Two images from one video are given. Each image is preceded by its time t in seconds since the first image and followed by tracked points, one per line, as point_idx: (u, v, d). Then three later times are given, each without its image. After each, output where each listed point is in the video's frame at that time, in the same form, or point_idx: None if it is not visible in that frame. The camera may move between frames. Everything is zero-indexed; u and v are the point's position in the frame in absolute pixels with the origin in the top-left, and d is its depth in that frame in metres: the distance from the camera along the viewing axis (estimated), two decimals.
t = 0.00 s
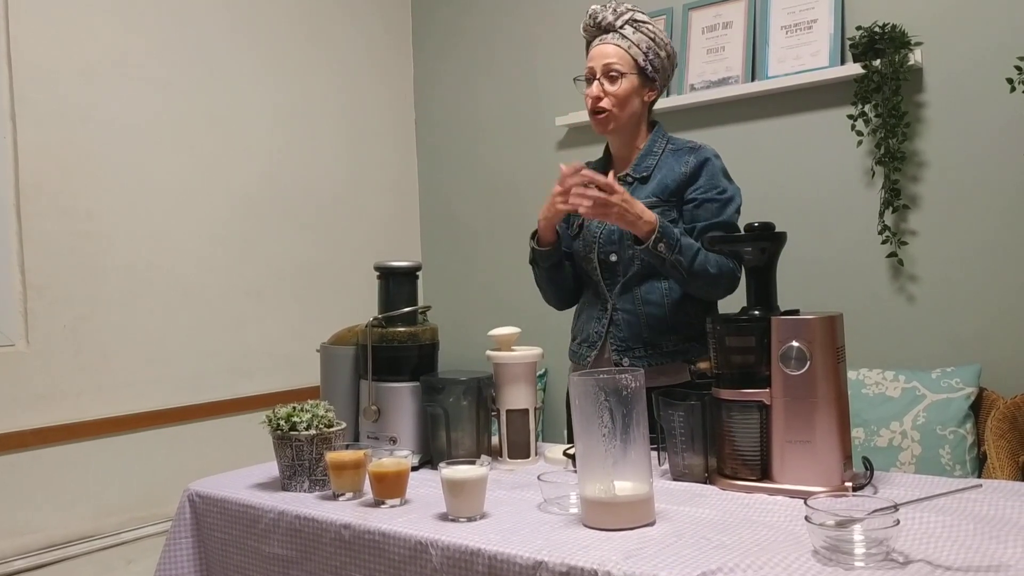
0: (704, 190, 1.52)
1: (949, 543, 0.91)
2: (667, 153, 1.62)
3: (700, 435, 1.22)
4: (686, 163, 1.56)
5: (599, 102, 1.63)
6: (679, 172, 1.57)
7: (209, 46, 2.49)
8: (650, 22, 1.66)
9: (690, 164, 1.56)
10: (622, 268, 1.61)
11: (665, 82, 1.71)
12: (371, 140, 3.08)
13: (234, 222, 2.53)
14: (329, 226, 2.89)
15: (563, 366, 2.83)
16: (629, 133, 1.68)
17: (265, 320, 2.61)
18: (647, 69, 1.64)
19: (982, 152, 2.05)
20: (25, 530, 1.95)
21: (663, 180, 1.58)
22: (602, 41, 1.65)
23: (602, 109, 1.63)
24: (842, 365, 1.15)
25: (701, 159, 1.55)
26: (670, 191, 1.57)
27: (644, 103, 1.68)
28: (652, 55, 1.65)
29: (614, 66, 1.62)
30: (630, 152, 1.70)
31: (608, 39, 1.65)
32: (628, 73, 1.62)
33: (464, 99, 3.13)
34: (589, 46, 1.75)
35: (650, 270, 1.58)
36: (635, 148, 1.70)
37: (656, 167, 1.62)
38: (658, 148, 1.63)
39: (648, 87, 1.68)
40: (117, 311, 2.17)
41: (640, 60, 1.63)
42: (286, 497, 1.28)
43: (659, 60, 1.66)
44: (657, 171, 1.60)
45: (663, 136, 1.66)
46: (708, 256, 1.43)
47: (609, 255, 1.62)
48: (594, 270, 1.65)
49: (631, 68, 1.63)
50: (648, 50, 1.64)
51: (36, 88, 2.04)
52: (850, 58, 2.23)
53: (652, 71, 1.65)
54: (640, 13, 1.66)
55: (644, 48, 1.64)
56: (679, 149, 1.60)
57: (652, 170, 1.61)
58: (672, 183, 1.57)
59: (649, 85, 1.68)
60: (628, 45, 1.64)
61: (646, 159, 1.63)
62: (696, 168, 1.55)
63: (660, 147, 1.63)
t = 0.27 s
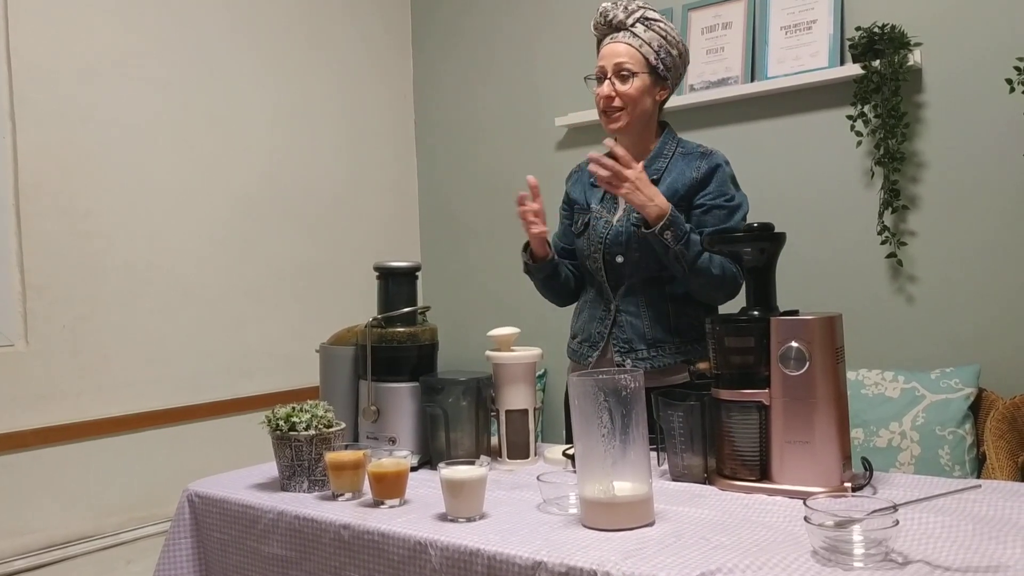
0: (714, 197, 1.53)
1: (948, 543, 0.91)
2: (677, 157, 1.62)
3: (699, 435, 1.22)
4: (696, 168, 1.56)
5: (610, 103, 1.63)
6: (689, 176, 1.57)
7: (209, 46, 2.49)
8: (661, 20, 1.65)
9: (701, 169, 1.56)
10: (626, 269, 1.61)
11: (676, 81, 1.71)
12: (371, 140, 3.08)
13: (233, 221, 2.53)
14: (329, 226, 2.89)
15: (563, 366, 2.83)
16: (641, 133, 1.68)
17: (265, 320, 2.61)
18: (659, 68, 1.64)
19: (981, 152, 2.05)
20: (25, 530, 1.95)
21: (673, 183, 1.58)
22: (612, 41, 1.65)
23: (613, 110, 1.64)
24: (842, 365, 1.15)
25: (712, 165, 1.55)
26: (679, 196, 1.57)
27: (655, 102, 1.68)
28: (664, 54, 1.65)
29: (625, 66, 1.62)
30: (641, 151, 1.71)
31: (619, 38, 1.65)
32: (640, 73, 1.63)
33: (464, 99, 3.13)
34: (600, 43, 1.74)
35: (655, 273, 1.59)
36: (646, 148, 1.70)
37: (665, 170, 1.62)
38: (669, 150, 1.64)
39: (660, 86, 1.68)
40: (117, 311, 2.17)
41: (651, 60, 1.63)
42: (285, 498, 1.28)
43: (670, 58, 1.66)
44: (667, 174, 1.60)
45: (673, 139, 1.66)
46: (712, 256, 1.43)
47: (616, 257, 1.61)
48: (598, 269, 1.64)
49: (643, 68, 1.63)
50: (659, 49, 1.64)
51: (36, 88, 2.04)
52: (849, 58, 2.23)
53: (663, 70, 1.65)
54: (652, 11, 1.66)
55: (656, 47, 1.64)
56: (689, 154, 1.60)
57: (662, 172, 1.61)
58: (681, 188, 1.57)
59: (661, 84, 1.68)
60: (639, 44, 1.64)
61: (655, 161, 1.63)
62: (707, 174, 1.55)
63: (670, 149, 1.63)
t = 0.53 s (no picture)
0: (713, 194, 1.53)
1: (947, 544, 0.91)
2: (673, 155, 1.62)
3: (699, 435, 1.22)
4: (693, 165, 1.56)
5: (605, 102, 1.63)
6: (686, 174, 1.56)
7: (209, 46, 2.49)
8: (652, 20, 1.66)
9: (698, 166, 1.55)
10: (627, 270, 1.61)
11: (669, 81, 1.71)
12: (371, 141, 3.08)
13: (233, 222, 2.53)
14: (329, 227, 2.89)
15: (562, 367, 2.83)
16: (636, 133, 1.68)
17: (264, 320, 2.61)
18: (651, 68, 1.65)
19: (980, 153, 2.05)
20: (24, 530, 1.94)
21: (671, 182, 1.58)
22: (604, 43, 1.66)
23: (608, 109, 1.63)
24: (841, 366, 1.15)
25: (708, 161, 1.55)
26: (678, 194, 1.57)
27: (649, 101, 1.68)
28: (656, 53, 1.65)
29: (618, 66, 1.63)
30: (637, 152, 1.70)
31: (611, 40, 1.65)
32: (633, 72, 1.63)
33: (463, 100, 3.13)
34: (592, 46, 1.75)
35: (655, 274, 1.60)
36: (641, 148, 1.70)
37: (662, 169, 1.62)
38: (665, 149, 1.64)
39: (653, 86, 1.68)
40: (117, 311, 2.17)
41: (644, 59, 1.64)
42: (284, 498, 1.28)
43: (663, 58, 1.67)
44: (664, 173, 1.61)
45: (669, 137, 1.66)
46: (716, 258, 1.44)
47: (616, 257, 1.61)
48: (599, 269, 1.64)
49: (636, 67, 1.63)
50: (652, 49, 1.65)
51: (35, 88, 2.03)
52: (848, 59, 2.23)
53: (656, 70, 1.65)
54: (642, 12, 1.66)
55: (648, 47, 1.65)
56: (686, 151, 1.60)
57: (659, 171, 1.62)
58: (679, 186, 1.56)
59: (654, 84, 1.68)
60: (631, 44, 1.64)
61: (652, 160, 1.63)
62: (704, 171, 1.55)
63: (666, 147, 1.64)
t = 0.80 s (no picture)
0: (706, 188, 1.52)
1: (946, 545, 0.91)
2: (667, 154, 1.61)
3: (699, 436, 1.22)
4: (685, 162, 1.56)
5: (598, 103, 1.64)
6: (679, 171, 1.56)
7: (209, 47, 2.49)
8: (645, 22, 1.66)
9: (690, 163, 1.55)
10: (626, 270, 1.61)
11: (663, 82, 1.71)
12: (370, 141, 3.08)
13: (232, 222, 2.53)
14: (328, 227, 2.89)
15: (561, 367, 2.83)
16: (629, 132, 1.68)
17: (263, 321, 2.61)
18: (644, 69, 1.64)
19: (979, 154, 2.06)
20: (23, 531, 1.94)
21: (663, 179, 1.57)
22: (596, 45, 1.66)
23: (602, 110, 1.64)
24: (841, 367, 1.15)
25: (700, 157, 1.54)
26: (671, 191, 1.56)
27: (642, 102, 1.68)
28: (649, 55, 1.65)
29: (611, 67, 1.63)
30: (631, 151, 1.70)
31: (603, 42, 1.65)
32: (626, 73, 1.63)
33: (463, 100, 3.13)
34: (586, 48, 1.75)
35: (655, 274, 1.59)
36: (636, 148, 1.70)
37: (656, 168, 1.62)
38: (658, 149, 1.63)
39: (646, 87, 1.68)
40: (116, 312, 2.17)
41: (637, 60, 1.64)
42: (283, 499, 1.28)
43: (656, 59, 1.66)
44: (657, 172, 1.60)
45: (662, 136, 1.65)
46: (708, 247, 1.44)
47: (613, 257, 1.61)
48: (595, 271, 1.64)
49: (629, 68, 1.63)
50: (644, 50, 1.65)
51: (34, 88, 2.04)
52: (847, 60, 2.24)
53: (649, 70, 1.65)
54: (635, 15, 1.67)
55: (641, 48, 1.64)
56: (678, 149, 1.60)
57: (653, 170, 1.61)
58: (672, 183, 1.56)
59: (647, 84, 1.68)
60: (624, 45, 1.64)
61: (645, 160, 1.63)
62: (696, 168, 1.54)
63: (659, 147, 1.63)
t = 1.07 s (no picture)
0: (706, 188, 1.51)
1: (946, 545, 0.91)
2: (667, 153, 1.62)
3: (699, 436, 1.22)
4: (685, 162, 1.56)
5: (597, 102, 1.63)
6: (680, 170, 1.56)
7: (208, 47, 2.49)
8: (641, 22, 1.65)
9: (690, 163, 1.55)
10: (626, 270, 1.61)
11: (661, 82, 1.71)
12: (370, 141, 3.08)
13: (232, 222, 2.53)
14: (328, 227, 2.89)
15: (561, 368, 2.83)
16: (627, 131, 1.68)
17: (263, 321, 2.61)
18: (642, 69, 1.65)
19: (980, 155, 2.06)
20: (23, 531, 1.94)
21: (663, 179, 1.58)
22: (593, 46, 1.66)
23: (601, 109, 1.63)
24: (840, 367, 1.15)
25: (700, 156, 1.54)
26: (672, 190, 1.57)
27: (640, 102, 1.68)
28: (647, 54, 1.66)
29: (609, 67, 1.63)
30: (629, 151, 1.71)
31: (600, 43, 1.66)
32: (624, 72, 1.63)
33: (462, 100, 3.13)
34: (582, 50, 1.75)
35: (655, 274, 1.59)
36: (634, 147, 1.70)
37: (656, 168, 1.62)
38: (657, 148, 1.64)
39: (644, 86, 1.69)
40: (115, 312, 2.17)
41: (634, 60, 1.64)
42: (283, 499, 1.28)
43: (653, 59, 1.67)
44: (658, 172, 1.61)
45: (661, 136, 1.66)
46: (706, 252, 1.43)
47: (614, 257, 1.60)
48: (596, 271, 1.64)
49: (627, 68, 1.63)
50: (642, 50, 1.65)
51: (34, 88, 2.03)
52: (847, 60, 2.24)
53: (647, 70, 1.65)
54: (630, 15, 1.66)
55: (638, 48, 1.65)
56: (678, 148, 1.60)
57: (652, 170, 1.62)
58: (673, 182, 1.57)
59: (645, 84, 1.69)
60: (622, 46, 1.64)
61: (645, 160, 1.64)
62: (696, 167, 1.55)
63: (659, 146, 1.64)
